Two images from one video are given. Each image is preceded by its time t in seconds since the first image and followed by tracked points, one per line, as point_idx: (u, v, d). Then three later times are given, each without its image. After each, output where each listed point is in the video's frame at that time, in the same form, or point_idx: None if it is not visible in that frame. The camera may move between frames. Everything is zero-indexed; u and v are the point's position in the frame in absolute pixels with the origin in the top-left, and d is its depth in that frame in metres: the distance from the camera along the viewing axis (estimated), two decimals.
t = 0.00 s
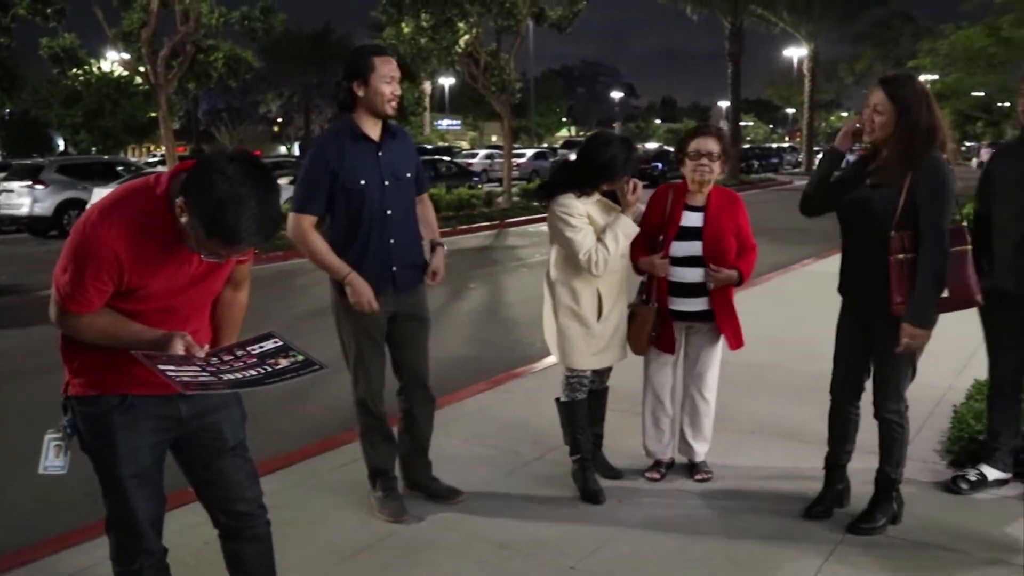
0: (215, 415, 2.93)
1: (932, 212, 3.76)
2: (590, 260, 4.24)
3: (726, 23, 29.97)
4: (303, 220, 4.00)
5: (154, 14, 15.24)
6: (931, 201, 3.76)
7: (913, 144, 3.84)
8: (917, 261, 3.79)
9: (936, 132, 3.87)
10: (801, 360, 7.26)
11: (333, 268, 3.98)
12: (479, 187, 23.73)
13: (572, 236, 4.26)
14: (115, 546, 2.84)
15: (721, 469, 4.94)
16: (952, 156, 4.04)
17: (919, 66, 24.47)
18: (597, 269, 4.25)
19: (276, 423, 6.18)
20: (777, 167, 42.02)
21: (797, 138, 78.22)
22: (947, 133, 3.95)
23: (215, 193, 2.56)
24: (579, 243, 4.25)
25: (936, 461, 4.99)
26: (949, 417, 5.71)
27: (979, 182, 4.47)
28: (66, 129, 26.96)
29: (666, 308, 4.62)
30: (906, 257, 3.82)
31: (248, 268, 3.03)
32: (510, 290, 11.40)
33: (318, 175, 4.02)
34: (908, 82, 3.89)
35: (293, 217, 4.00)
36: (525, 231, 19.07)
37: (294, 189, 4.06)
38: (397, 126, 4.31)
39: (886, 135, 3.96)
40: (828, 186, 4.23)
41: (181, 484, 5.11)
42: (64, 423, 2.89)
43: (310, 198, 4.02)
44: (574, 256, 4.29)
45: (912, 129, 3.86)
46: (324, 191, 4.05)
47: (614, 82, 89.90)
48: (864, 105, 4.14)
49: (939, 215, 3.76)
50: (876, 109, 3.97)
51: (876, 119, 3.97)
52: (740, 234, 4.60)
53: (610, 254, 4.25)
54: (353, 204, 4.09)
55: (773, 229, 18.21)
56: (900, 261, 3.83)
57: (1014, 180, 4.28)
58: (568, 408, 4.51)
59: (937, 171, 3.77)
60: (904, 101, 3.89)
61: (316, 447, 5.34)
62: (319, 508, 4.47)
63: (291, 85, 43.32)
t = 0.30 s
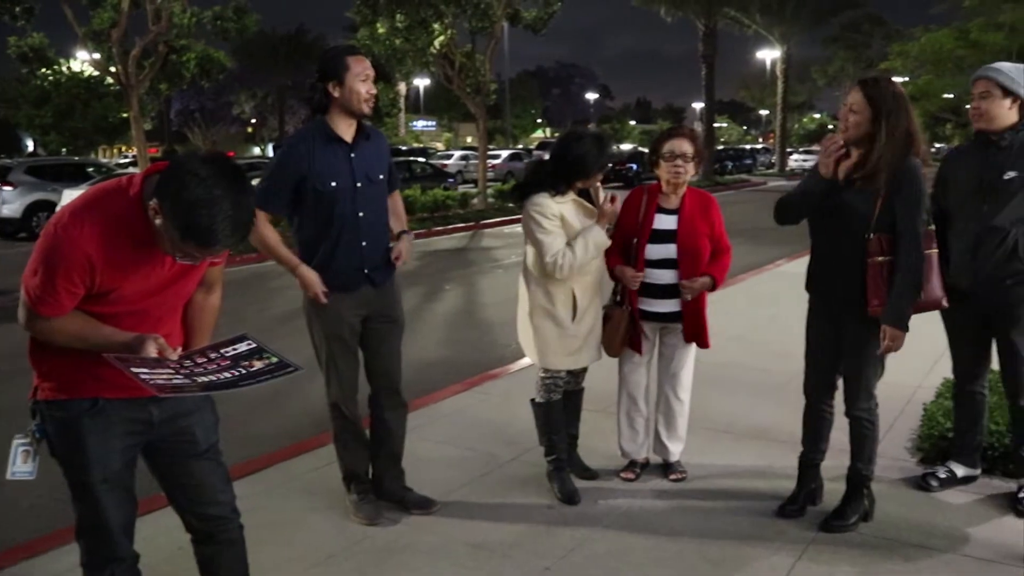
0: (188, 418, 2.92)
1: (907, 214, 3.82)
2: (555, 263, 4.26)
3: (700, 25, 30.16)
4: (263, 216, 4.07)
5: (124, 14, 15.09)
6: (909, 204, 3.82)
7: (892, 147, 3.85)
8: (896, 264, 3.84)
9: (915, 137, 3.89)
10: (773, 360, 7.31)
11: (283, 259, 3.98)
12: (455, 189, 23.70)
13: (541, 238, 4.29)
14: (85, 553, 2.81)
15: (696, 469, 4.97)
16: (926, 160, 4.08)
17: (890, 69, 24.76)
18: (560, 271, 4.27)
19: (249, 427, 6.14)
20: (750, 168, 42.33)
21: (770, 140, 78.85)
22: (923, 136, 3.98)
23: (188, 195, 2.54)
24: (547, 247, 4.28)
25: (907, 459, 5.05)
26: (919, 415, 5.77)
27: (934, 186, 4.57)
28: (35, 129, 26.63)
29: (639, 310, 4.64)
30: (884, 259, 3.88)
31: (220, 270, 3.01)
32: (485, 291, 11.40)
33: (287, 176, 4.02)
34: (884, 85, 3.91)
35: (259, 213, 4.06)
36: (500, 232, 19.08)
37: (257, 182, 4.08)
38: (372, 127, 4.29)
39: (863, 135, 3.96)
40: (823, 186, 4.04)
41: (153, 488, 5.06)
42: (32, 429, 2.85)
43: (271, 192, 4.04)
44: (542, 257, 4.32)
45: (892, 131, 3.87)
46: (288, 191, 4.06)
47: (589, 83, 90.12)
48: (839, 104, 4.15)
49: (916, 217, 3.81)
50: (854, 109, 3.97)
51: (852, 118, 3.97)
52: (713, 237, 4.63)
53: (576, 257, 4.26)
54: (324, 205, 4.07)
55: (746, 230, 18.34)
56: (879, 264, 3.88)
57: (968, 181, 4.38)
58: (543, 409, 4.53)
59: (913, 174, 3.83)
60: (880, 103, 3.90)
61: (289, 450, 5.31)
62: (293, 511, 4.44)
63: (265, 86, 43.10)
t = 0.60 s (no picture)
0: (170, 420, 2.90)
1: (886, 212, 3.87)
2: (523, 269, 4.29)
3: (681, 25, 30.28)
4: (246, 216, 4.04)
5: (103, 13, 14.97)
6: (887, 199, 3.87)
7: (867, 145, 3.89)
8: (879, 261, 3.89)
9: (885, 137, 3.96)
10: (755, 359, 7.35)
11: (264, 261, 3.95)
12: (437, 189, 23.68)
13: (517, 240, 4.31)
14: (67, 556, 2.79)
15: (679, 467, 4.99)
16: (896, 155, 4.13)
17: (869, 69, 24.96)
18: (525, 276, 4.29)
19: (231, 428, 6.11)
20: (732, 168, 42.52)
21: (751, 140, 79.26)
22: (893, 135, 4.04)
23: (170, 195, 2.53)
24: (522, 249, 4.31)
25: (887, 456, 5.09)
26: (899, 412, 5.82)
27: (923, 184, 4.64)
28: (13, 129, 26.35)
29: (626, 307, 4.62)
30: (865, 257, 3.91)
31: (202, 271, 2.99)
32: (468, 291, 11.39)
33: (269, 175, 3.99)
34: (853, 83, 3.97)
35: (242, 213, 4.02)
36: (482, 232, 19.08)
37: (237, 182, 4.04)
38: (355, 128, 4.28)
39: (835, 133, 3.99)
40: (781, 182, 4.19)
41: (133, 491, 5.03)
42: (12, 432, 2.82)
43: (250, 193, 3.99)
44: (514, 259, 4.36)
45: (865, 130, 3.91)
46: (270, 192, 4.03)
47: (571, 83, 90.22)
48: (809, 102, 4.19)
49: (894, 214, 3.88)
50: (824, 107, 4.01)
51: (822, 116, 4.00)
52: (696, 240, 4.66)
53: (545, 269, 4.27)
54: (307, 206, 4.06)
55: (728, 230, 18.43)
56: (860, 261, 3.91)
57: (954, 181, 4.41)
58: (526, 409, 4.54)
59: (888, 174, 3.89)
60: (851, 101, 3.94)
61: (272, 451, 5.29)
62: (276, 513, 4.43)
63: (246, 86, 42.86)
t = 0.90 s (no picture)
0: (150, 421, 2.88)
1: (859, 209, 3.89)
2: (502, 269, 4.29)
3: (662, 26, 30.41)
4: (230, 215, 4.02)
5: (81, 13, 14.87)
6: (858, 196, 3.90)
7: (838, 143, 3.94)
8: (851, 256, 3.91)
9: (852, 135, 3.98)
10: (737, 358, 7.39)
11: (247, 264, 3.94)
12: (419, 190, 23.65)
13: (497, 240, 4.32)
14: (46, 559, 2.77)
15: (660, 466, 5.02)
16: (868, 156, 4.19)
17: (848, 70, 25.17)
18: (506, 276, 4.29)
19: (213, 430, 6.08)
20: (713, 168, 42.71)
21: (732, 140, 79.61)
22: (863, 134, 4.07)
23: (149, 196, 2.52)
24: (502, 249, 4.31)
25: (867, 453, 5.13)
26: (879, 410, 5.87)
27: (913, 181, 4.67)
28: None
29: (608, 308, 4.65)
30: (837, 252, 3.94)
31: (182, 272, 2.98)
32: (451, 291, 11.39)
33: (257, 175, 3.97)
34: (820, 83, 4.01)
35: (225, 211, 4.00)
36: (464, 232, 19.07)
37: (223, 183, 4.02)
38: (342, 129, 4.27)
39: (804, 133, 4.03)
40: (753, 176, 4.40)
41: (113, 494, 5.00)
42: None
43: (237, 192, 3.97)
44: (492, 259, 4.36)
45: (833, 129, 3.96)
46: (258, 192, 4.00)
47: (553, 83, 90.34)
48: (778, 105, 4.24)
49: (866, 211, 3.89)
50: (792, 108, 4.06)
51: (792, 117, 4.04)
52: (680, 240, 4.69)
53: (520, 272, 4.29)
54: (294, 207, 4.04)
55: (709, 229, 18.52)
56: (832, 257, 3.94)
57: (944, 181, 4.45)
58: (508, 409, 4.55)
59: (860, 173, 3.92)
60: (818, 102, 3.99)
61: (254, 453, 5.27)
62: (258, 515, 4.41)
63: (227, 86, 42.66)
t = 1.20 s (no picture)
0: (125, 426, 2.86)
1: (829, 210, 3.92)
2: (475, 271, 4.31)
3: (640, 28, 30.51)
4: (218, 216, 3.98)
5: (53, 13, 14.71)
6: (828, 197, 3.93)
7: (808, 143, 3.97)
8: (818, 257, 3.95)
9: (826, 134, 4.00)
10: (714, 358, 7.43)
11: (242, 265, 3.92)
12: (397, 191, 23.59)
13: (472, 241, 4.33)
14: (19, 567, 2.74)
15: (639, 466, 5.03)
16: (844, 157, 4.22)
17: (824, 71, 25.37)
18: (478, 277, 4.30)
19: (190, 434, 6.04)
20: (691, 169, 42.87)
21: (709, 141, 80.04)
22: (839, 134, 4.09)
23: (122, 199, 2.49)
24: (476, 250, 4.31)
25: (843, 451, 5.18)
26: (855, 408, 5.92)
27: (888, 181, 4.70)
28: None
29: (587, 310, 4.66)
30: (806, 253, 3.98)
31: (156, 275, 2.95)
32: (429, 293, 11.37)
33: (242, 174, 3.94)
34: (795, 84, 4.04)
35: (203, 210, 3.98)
36: (443, 234, 19.04)
37: (211, 184, 4.00)
38: (328, 130, 4.25)
39: (777, 133, 4.07)
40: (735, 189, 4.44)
41: (88, 501, 4.94)
42: None
43: (222, 191, 3.95)
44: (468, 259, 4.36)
45: (802, 130, 3.99)
46: (246, 190, 3.98)
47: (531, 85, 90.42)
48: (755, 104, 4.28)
49: (836, 211, 3.93)
50: (766, 108, 4.10)
51: (767, 118, 4.09)
52: (659, 240, 4.72)
53: (494, 273, 4.29)
54: (282, 205, 4.02)
55: (686, 230, 18.60)
56: (801, 258, 3.98)
57: (921, 182, 4.47)
58: (487, 411, 4.55)
59: (831, 172, 3.94)
60: (791, 102, 4.03)
61: (231, 457, 5.23)
62: (235, 519, 4.39)
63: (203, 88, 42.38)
